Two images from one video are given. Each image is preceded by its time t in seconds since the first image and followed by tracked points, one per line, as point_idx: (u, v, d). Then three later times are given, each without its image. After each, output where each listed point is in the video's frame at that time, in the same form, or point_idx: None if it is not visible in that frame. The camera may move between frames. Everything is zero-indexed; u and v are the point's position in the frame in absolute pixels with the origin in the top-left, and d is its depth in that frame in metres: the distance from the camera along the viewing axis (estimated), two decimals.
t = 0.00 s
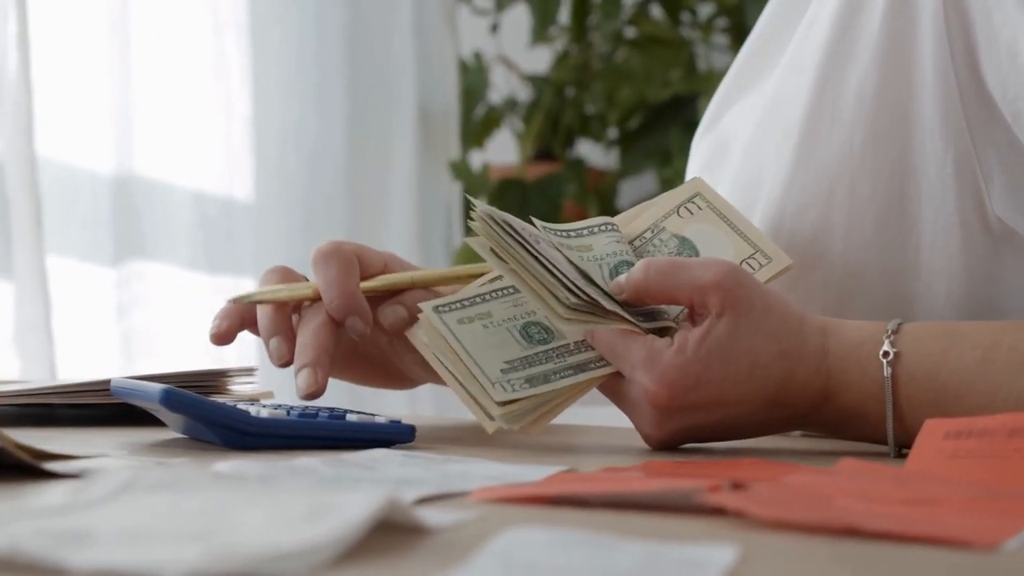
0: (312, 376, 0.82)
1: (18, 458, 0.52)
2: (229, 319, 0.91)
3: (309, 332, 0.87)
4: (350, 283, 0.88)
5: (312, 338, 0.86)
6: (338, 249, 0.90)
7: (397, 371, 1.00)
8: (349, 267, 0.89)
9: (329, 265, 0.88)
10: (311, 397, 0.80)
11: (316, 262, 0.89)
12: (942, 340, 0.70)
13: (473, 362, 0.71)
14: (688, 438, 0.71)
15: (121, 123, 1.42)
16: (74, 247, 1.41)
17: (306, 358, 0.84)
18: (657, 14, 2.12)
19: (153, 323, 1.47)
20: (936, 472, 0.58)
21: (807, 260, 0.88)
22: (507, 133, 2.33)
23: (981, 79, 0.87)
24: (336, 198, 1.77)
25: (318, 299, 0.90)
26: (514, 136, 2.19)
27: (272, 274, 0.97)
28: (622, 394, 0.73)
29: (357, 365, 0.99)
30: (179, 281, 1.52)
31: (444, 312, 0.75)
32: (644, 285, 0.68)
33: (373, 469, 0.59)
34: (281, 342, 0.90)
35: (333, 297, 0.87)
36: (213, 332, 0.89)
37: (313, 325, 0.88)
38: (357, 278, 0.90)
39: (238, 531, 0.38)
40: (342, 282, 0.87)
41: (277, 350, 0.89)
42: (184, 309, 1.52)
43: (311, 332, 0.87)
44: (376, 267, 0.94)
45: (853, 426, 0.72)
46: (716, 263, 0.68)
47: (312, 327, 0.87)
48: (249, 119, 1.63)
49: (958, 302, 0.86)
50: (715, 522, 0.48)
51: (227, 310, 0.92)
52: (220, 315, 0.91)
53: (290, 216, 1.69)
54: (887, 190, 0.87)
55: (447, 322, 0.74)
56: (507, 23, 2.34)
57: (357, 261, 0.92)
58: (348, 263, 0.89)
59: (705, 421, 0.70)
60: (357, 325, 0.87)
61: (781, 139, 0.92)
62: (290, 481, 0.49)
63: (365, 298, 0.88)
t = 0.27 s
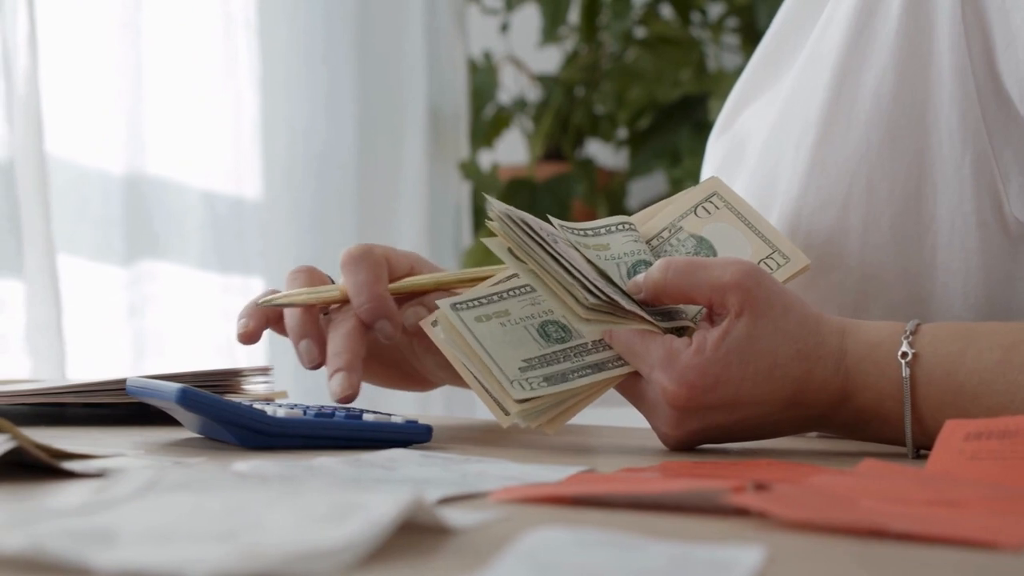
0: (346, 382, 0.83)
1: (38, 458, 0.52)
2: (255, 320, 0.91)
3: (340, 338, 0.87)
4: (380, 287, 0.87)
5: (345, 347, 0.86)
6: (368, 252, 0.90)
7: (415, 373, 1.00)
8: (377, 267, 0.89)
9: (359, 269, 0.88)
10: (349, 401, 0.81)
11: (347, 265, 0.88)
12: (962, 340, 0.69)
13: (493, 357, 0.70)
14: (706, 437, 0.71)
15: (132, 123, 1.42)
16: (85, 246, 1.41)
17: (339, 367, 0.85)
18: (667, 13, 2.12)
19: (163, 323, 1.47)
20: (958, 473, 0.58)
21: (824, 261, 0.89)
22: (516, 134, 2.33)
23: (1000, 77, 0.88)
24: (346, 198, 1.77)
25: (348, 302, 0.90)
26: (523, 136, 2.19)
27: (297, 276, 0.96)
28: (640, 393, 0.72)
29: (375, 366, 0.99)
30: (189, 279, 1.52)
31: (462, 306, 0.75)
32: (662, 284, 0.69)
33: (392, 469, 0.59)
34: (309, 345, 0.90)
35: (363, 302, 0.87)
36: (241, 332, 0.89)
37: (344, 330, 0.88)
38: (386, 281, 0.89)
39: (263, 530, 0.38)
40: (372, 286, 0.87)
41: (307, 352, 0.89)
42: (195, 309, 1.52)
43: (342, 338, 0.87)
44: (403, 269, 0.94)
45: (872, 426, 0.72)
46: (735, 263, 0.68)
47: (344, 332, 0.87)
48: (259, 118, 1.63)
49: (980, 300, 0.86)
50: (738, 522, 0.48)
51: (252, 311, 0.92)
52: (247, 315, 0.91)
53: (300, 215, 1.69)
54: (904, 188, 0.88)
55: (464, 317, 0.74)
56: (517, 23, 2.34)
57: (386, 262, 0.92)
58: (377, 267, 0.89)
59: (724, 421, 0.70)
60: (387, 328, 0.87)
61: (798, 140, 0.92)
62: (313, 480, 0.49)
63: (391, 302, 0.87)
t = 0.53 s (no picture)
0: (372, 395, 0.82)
1: (50, 461, 0.52)
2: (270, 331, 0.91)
3: (363, 351, 0.87)
4: (400, 297, 0.88)
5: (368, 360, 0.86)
6: (383, 264, 0.90)
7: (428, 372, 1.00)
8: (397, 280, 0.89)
9: (378, 280, 0.89)
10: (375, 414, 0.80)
11: (364, 278, 0.89)
12: (974, 342, 0.69)
13: (502, 358, 0.70)
14: (716, 439, 0.71)
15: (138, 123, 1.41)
16: (90, 246, 1.41)
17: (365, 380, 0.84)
18: (672, 14, 2.12)
19: (169, 325, 1.46)
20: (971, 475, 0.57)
21: (835, 262, 0.88)
22: (521, 134, 2.32)
23: (1012, 77, 0.90)
24: (350, 198, 1.77)
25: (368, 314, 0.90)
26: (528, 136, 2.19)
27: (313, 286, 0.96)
28: (650, 395, 0.72)
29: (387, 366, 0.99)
30: (194, 278, 1.52)
31: (471, 306, 0.74)
32: (672, 285, 0.68)
33: (403, 471, 0.59)
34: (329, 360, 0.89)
35: (384, 313, 0.87)
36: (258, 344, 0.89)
37: (366, 343, 0.87)
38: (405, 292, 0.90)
39: (278, 536, 0.38)
40: (393, 296, 0.87)
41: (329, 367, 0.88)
42: (202, 309, 1.52)
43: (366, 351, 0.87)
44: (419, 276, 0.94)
45: (882, 429, 0.72)
46: (745, 266, 0.68)
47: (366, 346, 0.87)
48: (264, 118, 1.63)
49: (991, 301, 0.86)
50: (753, 526, 0.47)
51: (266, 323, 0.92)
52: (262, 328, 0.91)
53: (304, 214, 1.69)
54: (915, 189, 0.88)
55: (474, 317, 0.73)
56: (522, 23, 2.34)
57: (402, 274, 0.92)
58: (395, 278, 0.89)
59: (734, 423, 0.70)
60: (408, 339, 0.87)
61: (809, 140, 0.93)
62: (326, 483, 0.49)
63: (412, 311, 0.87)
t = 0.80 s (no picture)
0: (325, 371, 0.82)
1: (59, 465, 0.52)
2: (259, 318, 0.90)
3: (328, 327, 0.87)
4: (376, 282, 0.87)
5: (332, 337, 0.85)
6: (364, 246, 0.89)
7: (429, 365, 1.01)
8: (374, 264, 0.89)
9: (355, 261, 0.88)
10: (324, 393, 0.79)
11: (343, 256, 0.88)
12: (983, 345, 0.69)
13: (509, 359, 0.70)
14: (723, 442, 0.71)
15: (142, 123, 1.41)
16: (94, 247, 1.41)
17: (322, 356, 0.84)
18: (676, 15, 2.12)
19: (173, 326, 1.46)
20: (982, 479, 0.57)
21: (843, 265, 0.89)
22: (524, 135, 2.32)
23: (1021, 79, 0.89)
24: (354, 199, 1.77)
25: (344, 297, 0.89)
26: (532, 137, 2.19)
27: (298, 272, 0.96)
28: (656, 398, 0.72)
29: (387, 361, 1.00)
30: (199, 280, 1.52)
31: (478, 309, 0.74)
32: (680, 290, 0.68)
33: (412, 475, 0.58)
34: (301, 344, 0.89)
35: (358, 295, 0.86)
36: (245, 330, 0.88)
37: (334, 322, 0.87)
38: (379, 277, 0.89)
39: (291, 543, 0.38)
40: (368, 280, 0.87)
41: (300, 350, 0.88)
42: (207, 310, 1.52)
43: (332, 326, 0.87)
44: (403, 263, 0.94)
45: (889, 433, 0.72)
46: (752, 268, 0.68)
47: (332, 322, 0.87)
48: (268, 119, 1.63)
49: (1000, 305, 0.86)
50: (764, 531, 0.47)
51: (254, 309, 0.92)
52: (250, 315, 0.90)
53: (308, 215, 1.69)
54: (923, 192, 0.88)
55: (482, 319, 0.73)
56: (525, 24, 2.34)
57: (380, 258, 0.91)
58: (373, 262, 0.88)
59: (741, 426, 0.70)
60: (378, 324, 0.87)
61: (818, 142, 0.93)
62: (337, 488, 0.49)
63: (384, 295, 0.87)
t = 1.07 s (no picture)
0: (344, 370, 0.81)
1: (67, 466, 0.52)
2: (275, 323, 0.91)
3: (343, 326, 0.87)
4: (385, 275, 0.87)
5: (346, 336, 0.85)
6: (371, 241, 0.89)
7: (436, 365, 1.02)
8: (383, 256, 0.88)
9: (362, 257, 0.87)
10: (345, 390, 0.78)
11: (350, 253, 0.87)
12: (990, 347, 0.69)
13: (516, 358, 0.70)
14: (730, 445, 0.70)
15: (146, 124, 1.41)
16: (96, 247, 1.41)
17: (338, 355, 0.83)
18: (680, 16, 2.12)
19: (176, 327, 1.46)
20: (992, 481, 0.57)
21: (850, 265, 0.89)
22: (528, 136, 2.32)
23: None
24: (356, 200, 1.76)
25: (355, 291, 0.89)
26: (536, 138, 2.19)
27: (306, 267, 0.96)
28: (664, 399, 0.72)
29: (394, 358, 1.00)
30: (204, 281, 1.51)
31: (485, 309, 0.74)
32: (688, 291, 0.67)
33: (420, 476, 0.58)
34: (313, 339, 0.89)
35: (367, 292, 0.86)
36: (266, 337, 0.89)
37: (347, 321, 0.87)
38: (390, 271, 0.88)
39: (303, 547, 0.37)
40: (375, 275, 0.86)
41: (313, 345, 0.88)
42: (210, 310, 1.52)
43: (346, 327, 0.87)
44: (411, 255, 0.94)
45: (897, 435, 0.71)
46: (760, 270, 0.67)
47: (346, 322, 0.87)
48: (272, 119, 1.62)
49: (1005, 307, 0.86)
50: (774, 534, 0.47)
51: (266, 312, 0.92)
52: (267, 320, 0.91)
53: (312, 215, 1.69)
54: (931, 194, 0.88)
55: (489, 319, 0.73)
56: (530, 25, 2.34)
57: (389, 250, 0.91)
58: (381, 256, 0.88)
59: (749, 429, 0.69)
60: (391, 318, 0.86)
61: (825, 143, 0.93)
62: (345, 489, 0.49)
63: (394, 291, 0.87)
